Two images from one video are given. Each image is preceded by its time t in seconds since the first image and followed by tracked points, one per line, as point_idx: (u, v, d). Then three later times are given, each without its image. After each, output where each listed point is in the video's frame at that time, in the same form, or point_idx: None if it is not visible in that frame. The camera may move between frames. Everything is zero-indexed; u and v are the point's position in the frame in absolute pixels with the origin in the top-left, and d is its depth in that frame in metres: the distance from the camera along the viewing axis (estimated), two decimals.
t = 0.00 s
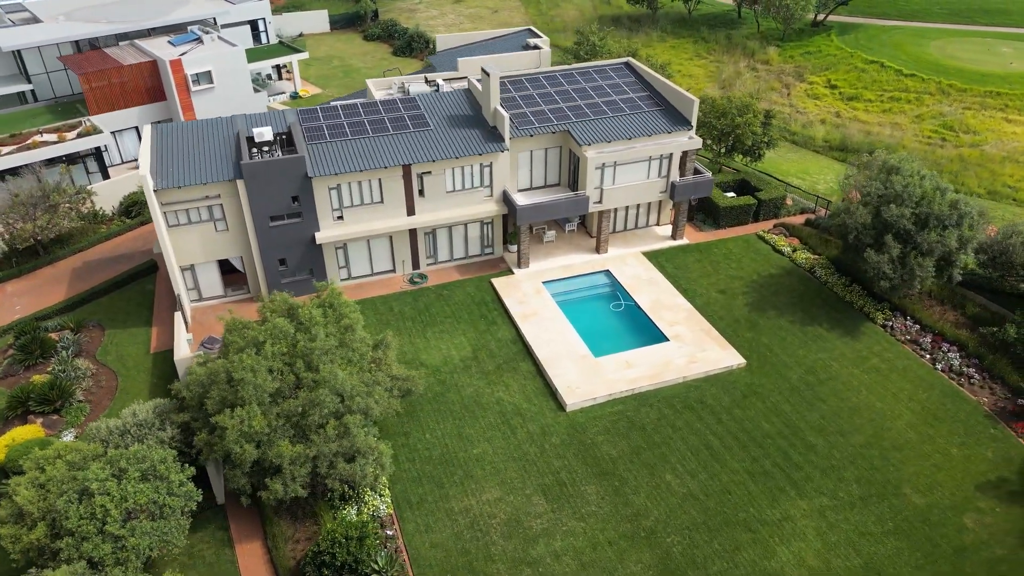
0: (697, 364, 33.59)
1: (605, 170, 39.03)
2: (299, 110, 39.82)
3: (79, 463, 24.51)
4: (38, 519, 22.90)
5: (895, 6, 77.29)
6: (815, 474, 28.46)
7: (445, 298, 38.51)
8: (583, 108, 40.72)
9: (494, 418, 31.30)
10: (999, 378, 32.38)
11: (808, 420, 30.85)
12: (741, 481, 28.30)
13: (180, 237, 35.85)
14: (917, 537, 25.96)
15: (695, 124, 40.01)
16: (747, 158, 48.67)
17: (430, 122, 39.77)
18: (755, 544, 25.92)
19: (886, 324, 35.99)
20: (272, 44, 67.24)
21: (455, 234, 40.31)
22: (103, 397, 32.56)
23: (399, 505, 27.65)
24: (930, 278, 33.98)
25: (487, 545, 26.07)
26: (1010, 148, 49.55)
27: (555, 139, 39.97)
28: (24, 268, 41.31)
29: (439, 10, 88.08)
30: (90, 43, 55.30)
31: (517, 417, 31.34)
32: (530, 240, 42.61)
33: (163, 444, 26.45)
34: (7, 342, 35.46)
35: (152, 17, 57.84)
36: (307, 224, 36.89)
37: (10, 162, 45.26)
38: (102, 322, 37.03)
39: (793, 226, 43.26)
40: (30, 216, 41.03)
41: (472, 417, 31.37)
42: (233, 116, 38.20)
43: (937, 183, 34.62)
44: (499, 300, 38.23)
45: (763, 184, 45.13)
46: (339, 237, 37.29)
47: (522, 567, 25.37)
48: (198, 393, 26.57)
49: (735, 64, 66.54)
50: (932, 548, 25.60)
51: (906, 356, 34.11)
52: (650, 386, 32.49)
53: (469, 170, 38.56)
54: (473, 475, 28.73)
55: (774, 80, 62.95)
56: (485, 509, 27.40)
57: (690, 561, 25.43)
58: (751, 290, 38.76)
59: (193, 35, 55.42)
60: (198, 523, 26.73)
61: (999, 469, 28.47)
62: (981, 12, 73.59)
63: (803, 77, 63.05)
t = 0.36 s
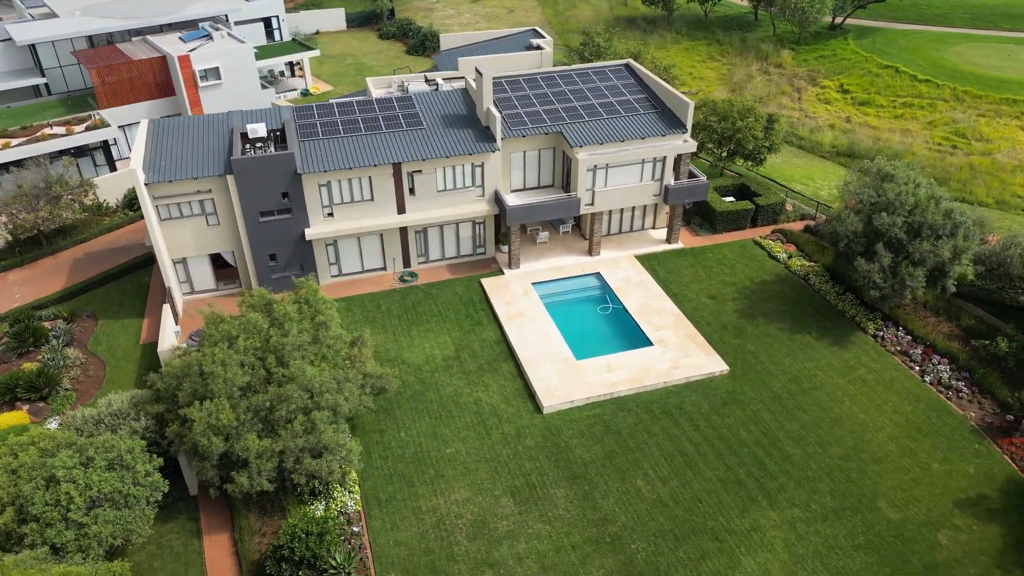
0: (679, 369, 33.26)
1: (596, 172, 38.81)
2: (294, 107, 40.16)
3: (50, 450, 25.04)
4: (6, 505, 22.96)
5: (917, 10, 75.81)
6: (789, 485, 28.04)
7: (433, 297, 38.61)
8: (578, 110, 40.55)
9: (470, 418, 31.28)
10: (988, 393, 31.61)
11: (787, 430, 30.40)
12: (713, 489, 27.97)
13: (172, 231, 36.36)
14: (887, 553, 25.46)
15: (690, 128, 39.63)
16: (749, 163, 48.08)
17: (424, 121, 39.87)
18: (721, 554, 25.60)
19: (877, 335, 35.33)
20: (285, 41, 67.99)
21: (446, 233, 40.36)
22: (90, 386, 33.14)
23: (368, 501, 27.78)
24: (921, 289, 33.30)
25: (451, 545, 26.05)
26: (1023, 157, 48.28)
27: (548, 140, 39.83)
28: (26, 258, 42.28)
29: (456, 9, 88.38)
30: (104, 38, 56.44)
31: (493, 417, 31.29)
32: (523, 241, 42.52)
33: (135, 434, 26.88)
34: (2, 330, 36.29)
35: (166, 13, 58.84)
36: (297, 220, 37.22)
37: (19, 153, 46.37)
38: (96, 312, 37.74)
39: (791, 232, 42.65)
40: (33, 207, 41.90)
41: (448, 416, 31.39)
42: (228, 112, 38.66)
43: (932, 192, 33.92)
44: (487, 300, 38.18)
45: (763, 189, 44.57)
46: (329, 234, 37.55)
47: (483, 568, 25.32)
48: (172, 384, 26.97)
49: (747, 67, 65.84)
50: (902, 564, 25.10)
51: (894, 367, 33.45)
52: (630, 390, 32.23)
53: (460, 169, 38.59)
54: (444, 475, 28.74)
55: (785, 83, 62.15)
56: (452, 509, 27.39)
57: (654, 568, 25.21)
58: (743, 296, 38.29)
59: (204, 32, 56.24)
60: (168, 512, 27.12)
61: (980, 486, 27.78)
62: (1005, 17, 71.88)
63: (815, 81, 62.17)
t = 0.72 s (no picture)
0: (666, 375, 32.91)
1: (594, 174, 38.58)
2: (298, 103, 40.64)
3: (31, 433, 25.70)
4: None
5: (949, 15, 73.99)
6: (766, 497, 27.58)
7: (427, 295, 38.74)
8: (579, 112, 40.43)
9: (451, 417, 31.32)
10: (983, 411, 30.68)
11: (770, 441, 29.88)
12: (688, 498, 27.63)
13: (172, 223, 37.06)
14: (861, 570, 24.90)
15: (691, 132, 39.20)
16: (757, 168, 47.39)
17: (424, 119, 40.03)
18: (690, 564, 25.27)
19: (874, 347, 34.52)
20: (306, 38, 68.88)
21: (444, 232, 40.45)
22: (85, 372, 33.90)
23: (342, 497, 27.98)
24: (918, 301, 32.49)
25: (419, 544, 26.09)
26: None
27: (547, 141, 39.70)
28: (38, 246, 43.43)
29: (480, 9, 88.70)
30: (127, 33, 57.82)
31: (474, 417, 31.28)
32: (521, 241, 42.42)
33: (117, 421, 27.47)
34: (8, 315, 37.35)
35: (187, 9, 60.07)
36: (294, 215, 37.64)
37: (37, 144, 47.69)
38: (98, 301, 38.66)
39: (795, 240, 41.93)
40: (45, 195, 42.84)
41: (429, 415, 31.48)
42: (232, 107, 39.27)
43: (933, 202, 33.10)
44: (480, 299, 38.15)
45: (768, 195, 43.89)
46: (325, 230, 37.90)
47: (448, 568, 25.32)
48: (153, 373, 27.48)
49: (766, 71, 64.95)
50: None
51: (888, 381, 32.66)
52: (614, 395, 31.98)
53: (457, 169, 38.67)
54: (420, 473, 28.83)
55: (804, 88, 61.16)
56: (424, 507, 27.47)
57: None
58: (739, 303, 37.72)
59: (223, 28, 57.26)
60: (147, 500, 27.64)
61: (965, 506, 26.99)
62: None
63: (835, 87, 61.06)
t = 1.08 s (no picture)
0: (659, 383, 32.52)
1: (601, 177, 38.34)
2: (312, 99, 41.23)
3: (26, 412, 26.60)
4: None
5: (995, 22, 71.55)
6: (748, 511, 27.06)
7: (430, 293, 38.94)
8: (590, 114, 40.23)
9: (439, 415, 31.46)
10: (986, 434, 29.59)
11: (759, 454, 29.29)
12: (669, 508, 27.27)
13: (184, 213, 37.96)
14: None
15: (702, 137, 38.70)
16: (775, 176, 46.51)
17: (434, 118, 40.24)
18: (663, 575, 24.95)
19: (878, 363, 33.56)
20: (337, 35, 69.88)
21: (450, 230, 40.60)
22: (93, 355, 34.96)
23: (324, 488, 28.34)
24: (924, 318, 31.50)
25: (393, 539, 26.27)
26: None
27: (556, 143, 39.57)
28: (62, 232, 44.95)
29: (515, 9, 88.89)
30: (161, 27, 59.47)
31: (462, 416, 31.35)
32: (529, 242, 42.35)
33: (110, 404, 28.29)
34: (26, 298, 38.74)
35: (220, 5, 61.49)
36: (302, 209, 38.22)
37: (69, 133, 49.46)
38: (112, 286, 39.81)
39: (807, 250, 41.05)
40: (70, 182, 44.43)
41: (418, 411, 31.66)
42: (247, 102, 40.05)
43: (944, 216, 32.03)
44: (480, 299, 38.18)
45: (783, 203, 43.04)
46: (332, 224, 38.39)
47: (420, 565, 25.43)
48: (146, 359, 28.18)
49: (797, 77, 63.71)
50: None
51: (889, 399, 31.72)
52: (604, 400, 31.70)
53: (464, 168, 38.78)
54: (402, 469, 29.04)
55: (835, 95, 59.80)
56: (403, 503, 27.65)
57: None
58: (742, 313, 37.05)
59: (253, 24, 58.40)
60: (136, 482, 28.40)
61: (956, 532, 26.07)
62: None
63: (867, 94, 59.55)
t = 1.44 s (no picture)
0: (653, 390, 32.08)
1: (609, 181, 38.03)
2: (329, 95, 41.80)
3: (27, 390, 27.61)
4: None
5: None
6: (730, 525, 26.56)
7: (435, 290, 39.14)
8: (602, 116, 39.97)
9: (430, 412, 31.62)
10: (988, 459, 28.50)
11: (748, 468, 28.72)
12: (649, 517, 26.93)
13: (198, 203, 38.88)
14: None
15: (715, 143, 38.07)
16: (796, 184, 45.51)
17: (446, 116, 40.42)
18: None
19: (883, 380, 32.56)
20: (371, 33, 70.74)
21: (459, 229, 40.75)
22: (104, 338, 36.09)
23: (309, 479, 28.75)
24: (930, 335, 30.46)
25: (370, 533, 26.51)
26: None
27: (566, 144, 39.41)
28: (90, 218, 46.54)
29: (552, 9, 88.86)
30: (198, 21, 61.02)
31: (452, 414, 31.45)
32: (538, 243, 42.26)
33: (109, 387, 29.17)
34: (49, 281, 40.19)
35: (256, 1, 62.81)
36: (312, 203, 38.81)
37: (102, 122, 51.19)
38: (131, 273, 41.02)
39: (822, 261, 40.08)
40: (98, 170, 46.15)
41: (409, 408, 31.89)
42: (265, 96, 40.83)
43: (956, 231, 30.92)
44: (483, 299, 38.22)
45: (800, 213, 42.08)
46: (341, 219, 38.89)
47: (393, 560, 25.60)
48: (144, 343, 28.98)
49: (832, 83, 62.24)
50: None
51: (890, 418, 30.76)
52: (596, 405, 31.41)
53: (473, 167, 38.87)
54: (387, 463, 29.28)
55: (869, 102, 58.23)
56: (384, 497, 27.88)
57: None
58: (747, 323, 36.35)
59: (285, 20, 59.50)
60: (131, 463, 29.23)
61: (945, 559, 25.18)
62: None
63: (904, 102, 57.83)
